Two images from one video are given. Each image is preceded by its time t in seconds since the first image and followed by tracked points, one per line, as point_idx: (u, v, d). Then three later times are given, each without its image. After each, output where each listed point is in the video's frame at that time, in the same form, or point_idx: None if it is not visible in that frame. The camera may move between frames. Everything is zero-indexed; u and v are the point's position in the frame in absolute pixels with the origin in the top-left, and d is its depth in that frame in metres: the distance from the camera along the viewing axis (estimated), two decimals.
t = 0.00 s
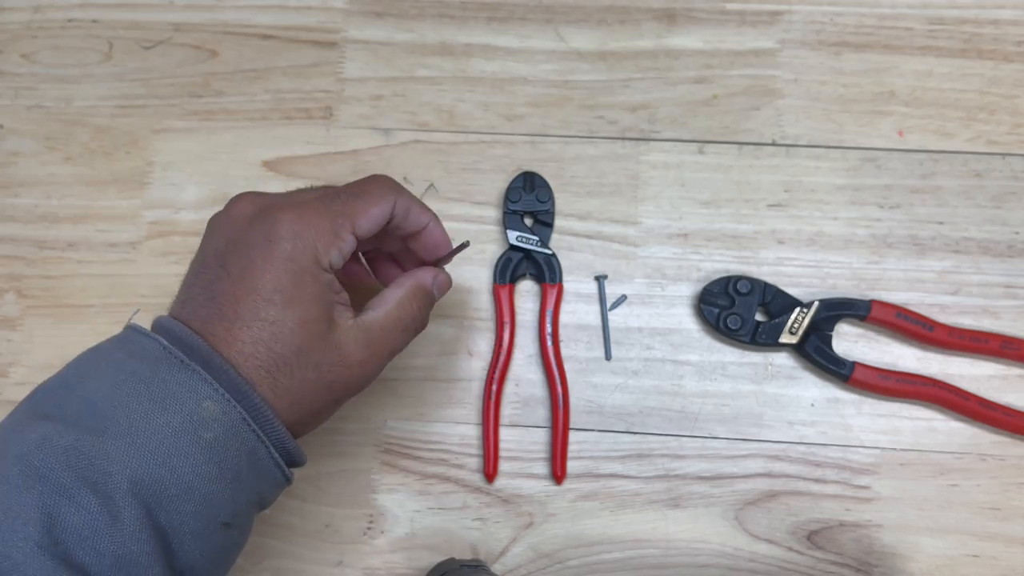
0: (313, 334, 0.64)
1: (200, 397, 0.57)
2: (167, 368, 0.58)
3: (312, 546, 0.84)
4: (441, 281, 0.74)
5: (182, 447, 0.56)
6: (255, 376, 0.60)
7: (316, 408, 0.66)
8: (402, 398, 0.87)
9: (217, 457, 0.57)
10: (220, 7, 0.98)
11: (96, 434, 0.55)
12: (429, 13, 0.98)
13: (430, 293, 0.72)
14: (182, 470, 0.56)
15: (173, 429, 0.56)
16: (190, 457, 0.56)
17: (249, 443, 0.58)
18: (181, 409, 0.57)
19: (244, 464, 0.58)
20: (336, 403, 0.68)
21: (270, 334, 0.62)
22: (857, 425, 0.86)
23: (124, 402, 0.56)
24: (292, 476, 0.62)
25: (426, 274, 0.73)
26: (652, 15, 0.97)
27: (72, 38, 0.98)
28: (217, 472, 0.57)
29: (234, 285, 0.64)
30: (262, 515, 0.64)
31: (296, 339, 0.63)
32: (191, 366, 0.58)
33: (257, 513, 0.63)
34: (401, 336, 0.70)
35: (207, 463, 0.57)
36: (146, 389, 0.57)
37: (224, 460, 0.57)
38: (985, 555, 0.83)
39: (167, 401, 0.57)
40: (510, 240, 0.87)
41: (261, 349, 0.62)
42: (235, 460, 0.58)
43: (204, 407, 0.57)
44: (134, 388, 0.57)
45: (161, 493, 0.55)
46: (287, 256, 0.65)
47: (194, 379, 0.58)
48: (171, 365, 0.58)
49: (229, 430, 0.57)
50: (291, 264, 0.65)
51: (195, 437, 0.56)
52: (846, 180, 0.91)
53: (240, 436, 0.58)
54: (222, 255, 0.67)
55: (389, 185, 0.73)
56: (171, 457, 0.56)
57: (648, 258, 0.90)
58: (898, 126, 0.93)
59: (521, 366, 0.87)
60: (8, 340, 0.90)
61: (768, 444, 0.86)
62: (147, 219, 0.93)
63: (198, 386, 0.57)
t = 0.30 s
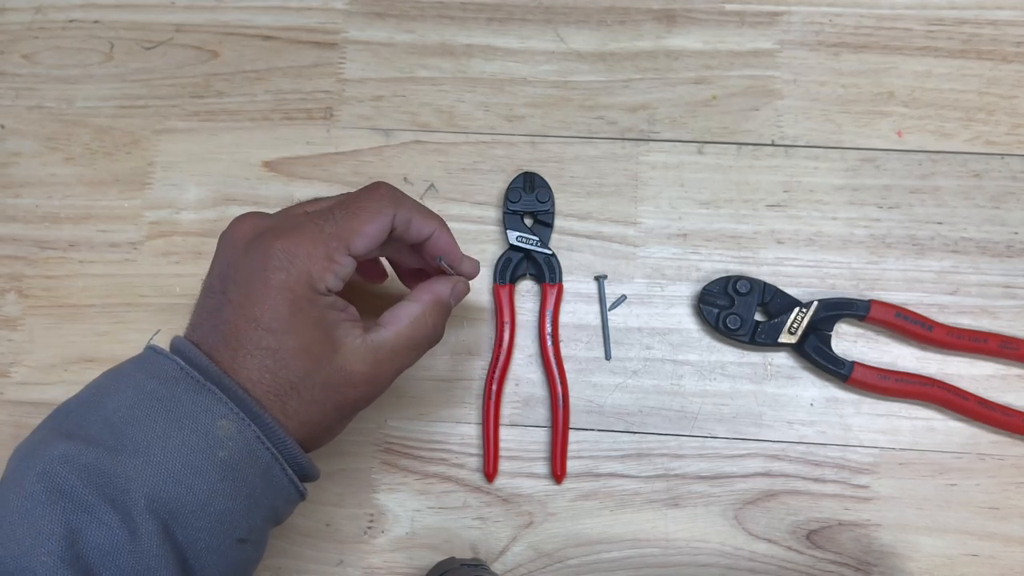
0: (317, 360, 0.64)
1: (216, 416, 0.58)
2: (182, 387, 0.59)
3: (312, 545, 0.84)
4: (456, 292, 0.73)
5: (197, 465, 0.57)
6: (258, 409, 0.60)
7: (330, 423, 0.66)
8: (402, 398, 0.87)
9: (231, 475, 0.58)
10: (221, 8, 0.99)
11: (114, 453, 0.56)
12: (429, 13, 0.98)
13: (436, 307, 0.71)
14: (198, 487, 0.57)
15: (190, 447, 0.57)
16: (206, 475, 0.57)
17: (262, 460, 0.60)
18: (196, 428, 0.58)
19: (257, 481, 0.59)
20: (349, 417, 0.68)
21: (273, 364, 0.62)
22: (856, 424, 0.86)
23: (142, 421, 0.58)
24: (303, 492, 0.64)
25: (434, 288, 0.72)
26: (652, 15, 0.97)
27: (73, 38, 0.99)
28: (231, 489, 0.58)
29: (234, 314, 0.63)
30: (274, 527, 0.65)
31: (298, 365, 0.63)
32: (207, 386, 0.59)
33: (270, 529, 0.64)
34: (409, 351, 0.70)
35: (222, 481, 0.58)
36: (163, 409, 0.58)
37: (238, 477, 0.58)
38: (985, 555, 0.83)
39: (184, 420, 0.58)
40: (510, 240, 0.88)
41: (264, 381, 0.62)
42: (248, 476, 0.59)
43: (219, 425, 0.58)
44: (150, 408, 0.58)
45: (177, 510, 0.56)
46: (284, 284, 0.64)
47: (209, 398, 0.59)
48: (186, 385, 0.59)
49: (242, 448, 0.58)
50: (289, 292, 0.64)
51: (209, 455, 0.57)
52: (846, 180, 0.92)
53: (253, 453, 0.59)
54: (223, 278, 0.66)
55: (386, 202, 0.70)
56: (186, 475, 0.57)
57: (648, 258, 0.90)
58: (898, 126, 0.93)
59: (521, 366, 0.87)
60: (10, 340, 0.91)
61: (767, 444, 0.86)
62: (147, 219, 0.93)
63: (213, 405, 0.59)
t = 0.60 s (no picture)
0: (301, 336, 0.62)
1: (201, 399, 0.58)
2: (169, 371, 0.59)
3: (312, 545, 0.84)
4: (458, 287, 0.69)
5: (182, 449, 0.57)
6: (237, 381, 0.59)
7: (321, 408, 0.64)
8: (403, 398, 0.87)
9: (217, 459, 0.57)
10: (221, 8, 0.99)
11: (99, 438, 0.56)
12: (429, 13, 0.98)
13: (430, 290, 0.67)
14: (183, 472, 0.57)
15: (174, 431, 0.57)
16: (191, 459, 0.57)
17: (249, 445, 0.59)
18: (181, 411, 0.57)
19: (243, 466, 0.58)
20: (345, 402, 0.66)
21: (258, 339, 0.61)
22: (856, 424, 0.86)
23: (128, 405, 0.57)
24: (293, 480, 0.62)
25: (430, 277, 0.68)
26: (652, 15, 0.97)
27: (73, 38, 0.99)
28: (217, 474, 0.57)
29: (221, 284, 0.64)
30: (266, 516, 0.64)
31: (274, 334, 0.61)
32: (192, 370, 0.59)
33: (262, 518, 0.63)
34: (399, 333, 0.65)
35: (207, 466, 0.57)
36: (149, 393, 0.58)
37: (223, 462, 0.58)
38: (985, 555, 0.83)
39: (168, 404, 0.57)
40: (510, 241, 0.88)
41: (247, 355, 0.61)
42: (233, 462, 0.58)
43: (204, 409, 0.57)
44: (136, 393, 0.58)
45: (162, 495, 0.56)
46: (266, 251, 0.65)
47: (194, 381, 0.58)
48: (173, 369, 0.59)
49: (227, 431, 0.58)
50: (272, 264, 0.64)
51: (195, 439, 0.57)
52: (846, 180, 0.92)
53: (239, 437, 0.58)
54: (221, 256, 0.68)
55: (359, 163, 0.70)
56: (170, 459, 0.56)
57: (648, 258, 0.90)
58: (898, 127, 0.93)
59: (521, 366, 0.87)
60: (9, 340, 0.91)
61: (767, 444, 0.86)
62: (147, 219, 0.93)
63: (198, 388, 0.58)
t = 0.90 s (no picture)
0: (251, 279, 0.62)
1: (174, 370, 0.58)
2: (142, 346, 0.59)
3: (312, 546, 0.84)
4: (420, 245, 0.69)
5: (156, 421, 0.57)
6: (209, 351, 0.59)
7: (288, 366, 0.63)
8: (403, 398, 0.87)
9: (193, 430, 0.57)
10: (221, 8, 0.99)
11: (75, 415, 0.57)
12: (429, 13, 0.98)
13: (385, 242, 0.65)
14: (159, 445, 0.57)
15: (148, 403, 0.57)
16: (166, 431, 0.57)
17: (225, 415, 0.58)
18: (155, 384, 0.57)
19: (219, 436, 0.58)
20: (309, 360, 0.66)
21: (213, 287, 0.62)
22: (857, 425, 0.86)
23: (102, 382, 0.58)
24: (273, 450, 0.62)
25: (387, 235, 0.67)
26: (652, 15, 0.97)
27: (73, 38, 0.99)
28: (194, 445, 0.57)
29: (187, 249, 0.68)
30: (251, 488, 0.64)
31: (224, 275, 0.62)
32: (165, 344, 0.58)
33: (245, 490, 0.63)
34: (347, 270, 0.62)
35: (183, 437, 0.57)
36: (124, 369, 0.58)
37: (200, 433, 0.57)
38: (985, 555, 0.83)
39: (142, 376, 0.57)
40: (510, 240, 0.87)
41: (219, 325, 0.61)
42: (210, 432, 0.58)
43: (178, 380, 0.57)
44: (113, 368, 0.58)
45: (138, 467, 0.56)
46: (222, 209, 0.68)
47: (168, 355, 0.58)
48: (146, 343, 0.59)
49: (202, 402, 0.58)
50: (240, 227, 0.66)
51: (169, 411, 0.57)
52: (846, 180, 0.92)
53: (214, 407, 0.58)
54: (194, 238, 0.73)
55: (303, 127, 0.75)
56: (145, 431, 0.56)
57: (648, 258, 0.90)
58: (898, 127, 0.93)
59: (521, 366, 0.88)
60: (9, 340, 0.91)
61: (767, 444, 0.86)
62: (147, 219, 0.93)
63: (172, 361, 0.58)
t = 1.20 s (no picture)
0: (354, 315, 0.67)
1: (275, 367, 0.59)
2: (239, 340, 0.59)
3: (312, 545, 0.84)
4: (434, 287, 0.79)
5: (256, 413, 0.57)
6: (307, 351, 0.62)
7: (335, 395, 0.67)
8: (403, 398, 0.87)
9: (286, 424, 0.59)
10: (222, 8, 0.99)
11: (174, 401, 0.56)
12: (429, 13, 0.98)
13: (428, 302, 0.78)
14: (258, 436, 0.57)
15: (251, 397, 0.57)
16: (266, 422, 0.57)
17: (313, 411, 0.60)
18: (256, 378, 0.58)
19: (307, 431, 0.60)
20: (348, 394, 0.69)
21: (321, 305, 0.65)
22: (857, 425, 0.86)
23: (201, 371, 0.57)
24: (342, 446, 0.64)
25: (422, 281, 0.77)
26: (652, 15, 0.97)
27: (73, 38, 0.99)
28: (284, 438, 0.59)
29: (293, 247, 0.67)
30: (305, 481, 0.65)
31: (338, 299, 0.66)
32: (263, 341, 0.60)
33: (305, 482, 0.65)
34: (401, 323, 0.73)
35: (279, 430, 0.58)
36: (224, 361, 0.58)
37: (292, 428, 0.59)
38: (984, 555, 0.83)
39: (245, 368, 0.58)
40: (510, 240, 0.88)
41: (303, 324, 0.64)
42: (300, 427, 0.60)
43: (277, 376, 0.59)
44: (208, 360, 0.58)
45: (238, 456, 0.56)
46: (349, 223, 0.70)
47: (268, 352, 0.59)
48: (244, 339, 0.59)
49: (296, 398, 0.59)
50: (350, 239, 0.69)
51: (268, 405, 0.58)
52: (846, 180, 0.92)
53: (306, 404, 0.60)
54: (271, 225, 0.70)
55: (411, 181, 0.80)
56: (246, 423, 0.57)
57: (648, 258, 0.90)
58: (898, 127, 0.93)
59: (521, 366, 0.88)
60: (9, 340, 0.91)
61: (767, 444, 0.86)
62: (147, 219, 0.93)
63: (272, 357, 0.59)
